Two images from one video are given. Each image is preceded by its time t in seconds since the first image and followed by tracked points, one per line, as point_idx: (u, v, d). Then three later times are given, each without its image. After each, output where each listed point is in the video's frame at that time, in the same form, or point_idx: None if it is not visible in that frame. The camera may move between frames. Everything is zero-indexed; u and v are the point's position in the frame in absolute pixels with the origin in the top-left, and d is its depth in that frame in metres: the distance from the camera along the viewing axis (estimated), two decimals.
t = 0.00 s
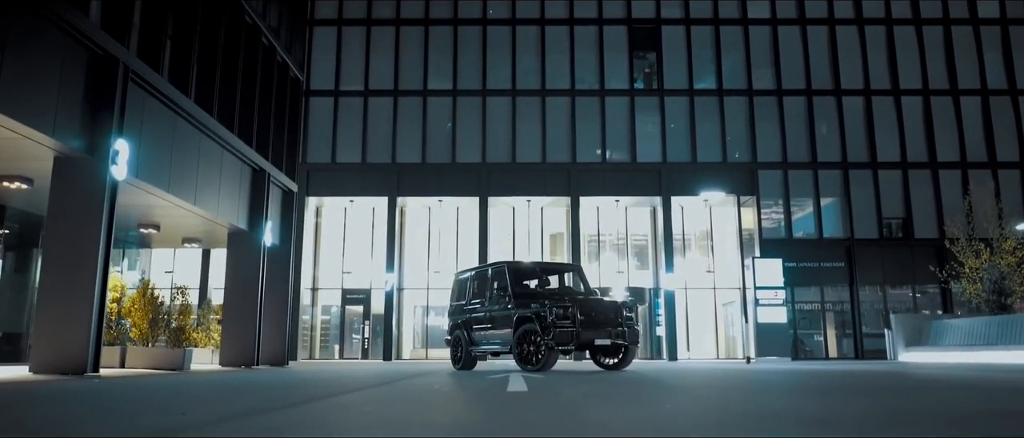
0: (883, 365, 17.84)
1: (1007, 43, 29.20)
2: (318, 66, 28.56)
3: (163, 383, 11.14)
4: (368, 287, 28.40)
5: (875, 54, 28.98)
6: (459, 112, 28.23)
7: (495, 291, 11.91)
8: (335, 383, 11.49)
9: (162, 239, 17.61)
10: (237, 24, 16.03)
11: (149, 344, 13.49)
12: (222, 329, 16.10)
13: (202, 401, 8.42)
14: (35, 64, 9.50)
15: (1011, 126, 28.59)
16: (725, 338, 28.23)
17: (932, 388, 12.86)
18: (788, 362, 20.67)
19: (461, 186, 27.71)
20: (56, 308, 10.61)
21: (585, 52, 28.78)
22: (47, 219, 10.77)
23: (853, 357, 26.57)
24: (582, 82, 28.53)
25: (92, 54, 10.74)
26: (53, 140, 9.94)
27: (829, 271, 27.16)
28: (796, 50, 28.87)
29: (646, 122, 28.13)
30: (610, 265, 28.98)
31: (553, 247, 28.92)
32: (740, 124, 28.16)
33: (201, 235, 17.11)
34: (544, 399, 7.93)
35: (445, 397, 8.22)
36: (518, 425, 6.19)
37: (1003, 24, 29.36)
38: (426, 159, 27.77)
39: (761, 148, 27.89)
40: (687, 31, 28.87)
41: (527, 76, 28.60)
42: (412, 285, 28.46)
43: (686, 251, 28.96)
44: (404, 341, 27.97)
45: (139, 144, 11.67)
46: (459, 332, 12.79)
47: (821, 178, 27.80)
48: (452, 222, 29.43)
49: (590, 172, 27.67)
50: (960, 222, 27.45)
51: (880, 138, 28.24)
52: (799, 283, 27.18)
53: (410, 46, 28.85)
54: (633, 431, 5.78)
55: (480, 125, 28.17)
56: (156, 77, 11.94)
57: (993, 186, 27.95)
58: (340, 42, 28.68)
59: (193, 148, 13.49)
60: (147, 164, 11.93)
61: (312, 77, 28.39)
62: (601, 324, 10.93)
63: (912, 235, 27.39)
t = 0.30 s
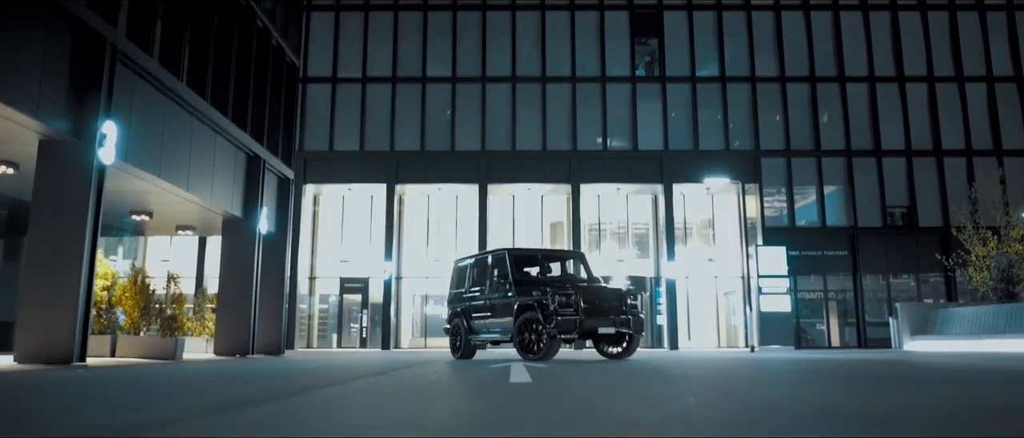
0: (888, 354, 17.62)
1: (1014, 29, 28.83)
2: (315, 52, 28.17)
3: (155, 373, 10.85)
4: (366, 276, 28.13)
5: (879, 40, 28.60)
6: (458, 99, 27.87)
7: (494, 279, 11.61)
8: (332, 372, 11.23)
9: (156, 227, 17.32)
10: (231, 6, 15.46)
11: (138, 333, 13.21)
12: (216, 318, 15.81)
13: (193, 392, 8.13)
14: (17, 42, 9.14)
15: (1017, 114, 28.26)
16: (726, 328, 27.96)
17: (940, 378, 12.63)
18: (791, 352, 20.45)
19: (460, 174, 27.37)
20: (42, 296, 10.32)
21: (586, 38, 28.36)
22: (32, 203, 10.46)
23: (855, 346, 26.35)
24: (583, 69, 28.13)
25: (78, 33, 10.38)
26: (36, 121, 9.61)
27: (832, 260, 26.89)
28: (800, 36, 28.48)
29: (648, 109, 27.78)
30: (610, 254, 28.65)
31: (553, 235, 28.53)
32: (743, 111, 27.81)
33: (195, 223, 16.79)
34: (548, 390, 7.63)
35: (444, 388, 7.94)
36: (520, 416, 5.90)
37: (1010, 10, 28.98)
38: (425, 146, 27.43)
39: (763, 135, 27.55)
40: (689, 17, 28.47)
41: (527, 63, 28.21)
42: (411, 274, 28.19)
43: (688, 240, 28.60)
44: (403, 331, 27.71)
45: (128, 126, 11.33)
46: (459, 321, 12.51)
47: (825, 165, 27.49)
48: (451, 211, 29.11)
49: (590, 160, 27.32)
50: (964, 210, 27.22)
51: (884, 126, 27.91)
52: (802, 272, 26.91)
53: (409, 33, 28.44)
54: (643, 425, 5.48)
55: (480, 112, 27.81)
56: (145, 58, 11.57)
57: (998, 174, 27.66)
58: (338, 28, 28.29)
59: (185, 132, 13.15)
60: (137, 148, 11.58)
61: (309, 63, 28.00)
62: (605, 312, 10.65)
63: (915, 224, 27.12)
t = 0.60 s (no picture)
0: (893, 346, 17.42)
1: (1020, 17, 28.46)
2: (313, 40, 27.83)
3: (148, 365, 10.61)
4: (364, 266, 27.90)
5: (884, 29, 28.25)
6: (457, 87, 27.54)
7: (494, 269, 11.35)
8: (328, 365, 10.99)
9: (149, 216, 17.06)
10: None
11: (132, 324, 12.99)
12: (211, 310, 15.56)
13: (185, 385, 7.89)
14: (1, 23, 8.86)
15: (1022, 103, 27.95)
16: (727, 319, 27.76)
17: (948, 371, 12.42)
18: (795, 344, 20.25)
19: (459, 163, 27.08)
20: (28, 286, 10.06)
21: (586, 26, 27.99)
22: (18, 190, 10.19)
23: (857, 338, 26.17)
24: (584, 57, 27.77)
25: (65, 15, 10.09)
26: (21, 105, 9.34)
27: (835, 251, 26.65)
28: (803, 24, 28.12)
29: (650, 98, 27.46)
30: (611, 245, 28.44)
31: (553, 225, 28.29)
32: (745, 100, 27.49)
33: (190, 212, 16.52)
34: (551, 384, 7.40)
35: (444, 381, 7.71)
36: (523, 412, 5.67)
37: None
38: (424, 135, 27.13)
39: (766, 125, 27.25)
40: (691, 5, 28.10)
41: (527, 51, 27.86)
42: (410, 265, 27.95)
43: (689, 231, 28.37)
44: (401, 322, 27.47)
45: (118, 112, 11.04)
46: (457, 312, 12.27)
47: (828, 155, 27.19)
48: (450, 201, 28.82)
49: (590, 150, 27.02)
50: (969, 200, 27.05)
51: (887, 115, 27.59)
52: (804, 263, 26.67)
53: (407, 20, 28.07)
54: (652, 423, 5.24)
55: (480, 101, 27.49)
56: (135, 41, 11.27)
57: (1003, 165, 27.40)
58: (335, 16, 27.93)
59: (178, 119, 12.85)
60: (127, 134, 11.28)
61: (306, 51, 27.65)
62: (608, 303, 10.40)
63: (919, 214, 26.88)
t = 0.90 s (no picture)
0: (898, 339, 17.22)
1: None
2: (310, 29, 27.50)
3: (139, 358, 10.37)
4: (362, 258, 27.66)
5: (888, 18, 27.87)
6: (456, 77, 27.22)
7: (494, 259, 11.09)
8: (323, 357, 10.75)
9: (143, 207, 16.82)
10: None
11: (125, 315, 12.81)
12: (206, 301, 15.31)
13: (173, 378, 7.63)
14: None
15: None
16: (729, 311, 27.58)
17: (956, 364, 12.20)
18: (799, 336, 20.06)
19: (458, 154, 26.80)
20: (12, 277, 9.80)
21: (587, 16, 27.63)
22: (4, 179, 9.92)
23: (860, 330, 26.00)
24: (584, 47, 27.45)
25: None
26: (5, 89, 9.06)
27: (837, 242, 26.44)
28: (806, 13, 27.77)
29: (651, 87, 27.13)
30: (611, 236, 28.23)
31: (553, 217, 28.06)
32: (748, 90, 27.17)
33: (183, 202, 16.23)
34: (552, 378, 7.14)
35: (442, 375, 7.44)
36: (523, 408, 5.40)
37: None
38: (422, 126, 26.84)
39: (768, 116, 26.96)
40: None
41: (527, 40, 27.51)
42: (408, 256, 27.72)
43: (690, 222, 28.12)
44: (400, 313, 27.29)
45: (108, 99, 10.75)
46: (456, 303, 12.03)
47: (831, 146, 26.91)
48: (449, 192, 28.56)
49: (590, 141, 26.73)
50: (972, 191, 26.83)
51: (891, 106, 27.27)
52: (807, 255, 26.46)
53: (405, 9, 27.71)
54: (660, 420, 4.96)
55: (479, 90, 27.17)
56: (125, 27, 10.97)
57: (1007, 156, 27.14)
58: (333, 5, 27.58)
59: (170, 106, 12.56)
60: (116, 121, 10.98)
61: (304, 40, 27.34)
62: (611, 294, 10.15)
63: (923, 206, 26.64)
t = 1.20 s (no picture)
0: (902, 332, 17.00)
1: None
2: (307, 18, 27.17)
3: (130, 352, 10.11)
4: (361, 250, 27.37)
5: (892, 8, 27.51)
6: (455, 67, 26.90)
7: (493, 250, 10.84)
8: (318, 351, 10.50)
9: (138, 197, 16.59)
10: None
11: (116, 308, 12.50)
12: (200, 292, 15.07)
13: (161, 373, 7.37)
14: None
15: None
16: (730, 304, 27.38)
17: (964, 358, 11.96)
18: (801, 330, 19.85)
19: (457, 145, 26.50)
20: None
21: (588, 5, 27.28)
22: None
23: (863, 324, 25.79)
24: (585, 36, 27.11)
25: None
26: None
27: (840, 235, 26.19)
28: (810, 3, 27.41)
29: (653, 78, 26.81)
30: (612, 228, 28.00)
31: (553, 209, 27.79)
32: (750, 81, 26.86)
33: (177, 193, 15.96)
34: (554, 371, 6.88)
35: (439, 368, 7.19)
36: (525, 404, 5.13)
37: None
38: (421, 116, 26.55)
39: (771, 107, 26.65)
40: None
41: (527, 30, 27.16)
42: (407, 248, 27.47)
43: (692, 214, 27.85)
44: (398, 305, 27.07)
45: (96, 85, 10.46)
46: (455, 295, 11.77)
47: (834, 137, 26.63)
48: (448, 183, 28.27)
49: (590, 132, 26.42)
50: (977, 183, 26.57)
51: (895, 96, 26.96)
52: (810, 247, 26.24)
53: None
54: (669, 417, 4.70)
55: (478, 81, 26.85)
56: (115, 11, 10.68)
57: (1012, 147, 26.87)
58: None
59: (161, 94, 12.29)
60: (104, 108, 10.68)
61: (301, 30, 27.02)
62: (614, 286, 9.90)
63: (927, 198, 26.39)
